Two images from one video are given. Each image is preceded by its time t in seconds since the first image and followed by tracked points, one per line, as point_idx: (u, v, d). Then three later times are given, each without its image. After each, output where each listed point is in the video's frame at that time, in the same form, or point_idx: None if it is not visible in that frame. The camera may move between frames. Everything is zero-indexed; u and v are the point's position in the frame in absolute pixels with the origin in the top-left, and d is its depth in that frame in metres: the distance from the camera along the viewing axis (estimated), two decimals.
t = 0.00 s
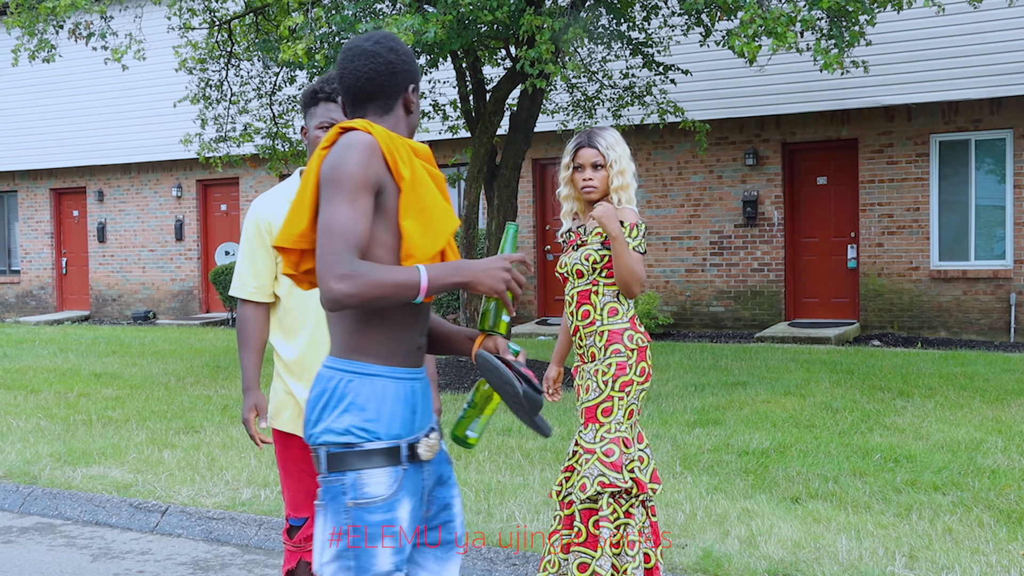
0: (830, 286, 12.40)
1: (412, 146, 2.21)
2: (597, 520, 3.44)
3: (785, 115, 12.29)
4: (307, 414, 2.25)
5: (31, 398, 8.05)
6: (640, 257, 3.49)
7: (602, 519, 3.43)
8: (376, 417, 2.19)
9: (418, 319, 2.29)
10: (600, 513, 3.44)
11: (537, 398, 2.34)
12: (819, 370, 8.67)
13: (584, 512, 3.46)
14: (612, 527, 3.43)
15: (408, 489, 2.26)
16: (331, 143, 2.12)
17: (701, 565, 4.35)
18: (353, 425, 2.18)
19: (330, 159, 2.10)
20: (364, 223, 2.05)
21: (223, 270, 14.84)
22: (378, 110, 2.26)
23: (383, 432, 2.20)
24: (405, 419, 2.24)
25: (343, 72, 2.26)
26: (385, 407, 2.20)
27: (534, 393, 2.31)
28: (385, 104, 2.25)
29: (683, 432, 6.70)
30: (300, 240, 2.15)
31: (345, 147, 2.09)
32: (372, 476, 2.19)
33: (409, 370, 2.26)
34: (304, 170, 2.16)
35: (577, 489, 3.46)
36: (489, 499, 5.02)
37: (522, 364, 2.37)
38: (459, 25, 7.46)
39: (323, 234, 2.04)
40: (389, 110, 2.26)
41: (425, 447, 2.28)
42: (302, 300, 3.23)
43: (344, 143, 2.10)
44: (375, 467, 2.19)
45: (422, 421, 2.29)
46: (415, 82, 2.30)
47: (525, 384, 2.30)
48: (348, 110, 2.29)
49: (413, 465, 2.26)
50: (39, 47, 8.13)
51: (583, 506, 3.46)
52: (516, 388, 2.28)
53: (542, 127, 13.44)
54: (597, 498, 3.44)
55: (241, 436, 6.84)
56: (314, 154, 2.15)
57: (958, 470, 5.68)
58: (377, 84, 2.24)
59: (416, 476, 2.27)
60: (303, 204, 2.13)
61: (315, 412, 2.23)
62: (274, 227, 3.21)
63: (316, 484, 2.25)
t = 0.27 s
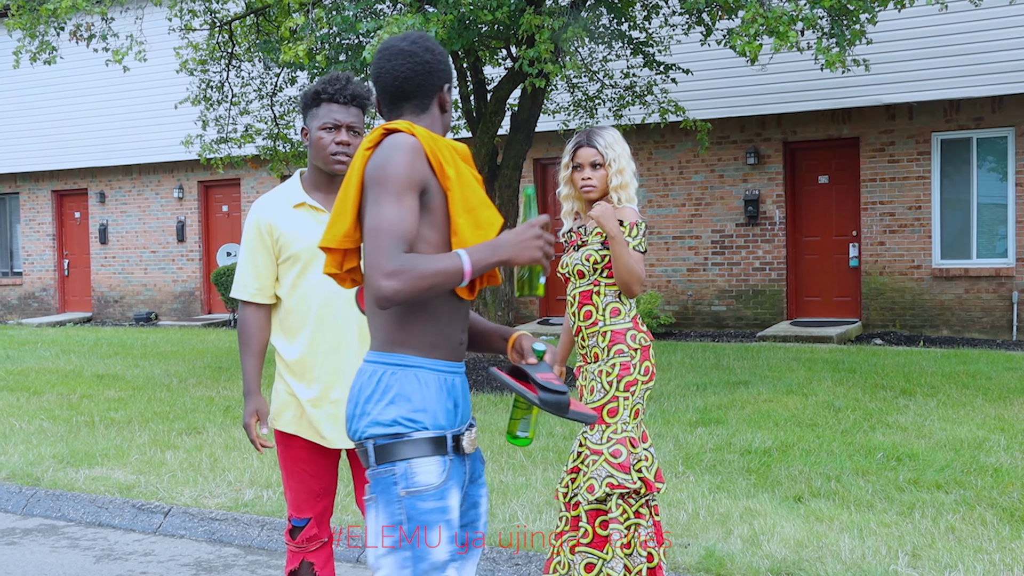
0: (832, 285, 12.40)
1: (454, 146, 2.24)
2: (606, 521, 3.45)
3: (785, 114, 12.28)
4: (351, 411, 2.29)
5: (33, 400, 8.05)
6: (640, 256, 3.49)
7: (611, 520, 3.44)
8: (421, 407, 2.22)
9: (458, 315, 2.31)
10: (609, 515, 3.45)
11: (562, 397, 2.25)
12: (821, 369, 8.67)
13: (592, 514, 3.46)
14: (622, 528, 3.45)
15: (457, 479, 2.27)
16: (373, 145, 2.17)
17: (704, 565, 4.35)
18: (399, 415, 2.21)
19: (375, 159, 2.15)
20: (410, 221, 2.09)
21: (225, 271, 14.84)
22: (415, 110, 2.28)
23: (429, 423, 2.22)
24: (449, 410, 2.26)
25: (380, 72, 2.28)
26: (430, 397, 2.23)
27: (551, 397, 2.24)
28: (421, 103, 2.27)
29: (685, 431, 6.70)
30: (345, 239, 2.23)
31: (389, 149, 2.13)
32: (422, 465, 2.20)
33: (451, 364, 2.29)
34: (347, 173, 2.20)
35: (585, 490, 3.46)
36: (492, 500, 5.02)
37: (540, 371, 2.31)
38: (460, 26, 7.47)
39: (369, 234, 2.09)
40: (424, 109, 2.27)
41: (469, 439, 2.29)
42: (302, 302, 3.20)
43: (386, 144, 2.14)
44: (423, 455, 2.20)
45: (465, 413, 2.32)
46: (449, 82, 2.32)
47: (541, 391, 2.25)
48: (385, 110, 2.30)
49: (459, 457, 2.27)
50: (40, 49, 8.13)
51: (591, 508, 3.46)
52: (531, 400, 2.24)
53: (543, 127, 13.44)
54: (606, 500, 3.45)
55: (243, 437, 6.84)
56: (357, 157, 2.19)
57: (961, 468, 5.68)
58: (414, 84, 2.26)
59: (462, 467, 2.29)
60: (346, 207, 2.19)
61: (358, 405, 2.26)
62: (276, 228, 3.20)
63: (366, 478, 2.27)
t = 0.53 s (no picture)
0: (836, 279, 12.38)
1: (499, 144, 2.24)
2: (616, 518, 3.45)
3: (788, 109, 12.27)
4: (375, 418, 2.26)
5: (39, 402, 8.07)
6: (646, 253, 3.50)
7: (622, 516, 3.44)
8: (449, 401, 2.22)
9: (481, 314, 2.30)
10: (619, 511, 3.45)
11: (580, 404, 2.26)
12: (826, 364, 8.66)
13: (601, 510, 3.47)
14: (633, 525, 3.45)
15: (490, 466, 2.29)
16: (421, 138, 2.16)
17: (709, 561, 4.35)
18: (429, 411, 2.20)
19: (423, 153, 2.14)
20: (463, 216, 2.09)
21: (229, 271, 14.86)
22: (462, 105, 2.27)
23: (458, 413, 2.23)
24: (472, 401, 2.28)
25: (426, 66, 2.26)
26: (455, 390, 2.24)
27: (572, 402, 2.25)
28: (469, 98, 2.27)
29: (690, 427, 6.70)
30: (377, 226, 2.24)
31: (438, 143, 2.13)
32: (460, 457, 2.20)
33: (471, 360, 2.28)
34: (386, 163, 2.21)
35: (593, 487, 3.45)
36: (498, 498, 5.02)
37: (559, 374, 2.32)
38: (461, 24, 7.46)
39: (422, 229, 2.08)
40: (472, 104, 2.27)
41: (489, 431, 2.31)
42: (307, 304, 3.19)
43: (436, 139, 2.14)
44: (459, 448, 2.21)
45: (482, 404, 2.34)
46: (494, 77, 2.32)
47: (558, 394, 2.26)
48: (429, 103, 2.29)
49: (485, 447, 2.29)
50: (42, 52, 8.14)
51: (600, 504, 3.46)
52: (549, 403, 2.26)
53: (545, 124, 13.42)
54: (616, 496, 3.45)
55: (248, 437, 6.85)
56: (403, 149, 2.18)
57: (967, 462, 5.67)
58: (462, 79, 2.25)
59: (491, 456, 2.31)
60: (383, 193, 2.22)
61: (383, 409, 2.24)
62: (278, 229, 3.20)
63: (401, 484, 2.24)
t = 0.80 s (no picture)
0: (839, 277, 12.37)
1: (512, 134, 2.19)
2: (619, 516, 3.44)
3: (791, 106, 12.26)
4: (416, 425, 2.20)
5: (43, 400, 8.08)
6: (650, 251, 3.49)
7: (626, 515, 3.43)
8: (494, 409, 2.16)
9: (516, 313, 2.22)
10: (623, 510, 3.44)
11: (596, 403, 2.15)
12: (830, 361, 8.65)
13: (605, 509, 3.46)
14: (637, 524, 3.44)
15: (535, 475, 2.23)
16: (434, 138, 2.11)
17: (713, 558, 4.35)
18: (473, 420, 2.14)
19: (439, 154, 2.09)
20: (493, 214, 2.03)
21: (232, 269, 14.87)
22: (470, 95, 2.22)
23: (503, 421, 2.17)
24: (515, 406, 2.21)
25: (433, 55, 2.21)
26: (500, 398, 2.17)
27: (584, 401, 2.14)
28: (478, 88, 2.21)
29: (694, 425, 6.69)
30: (398, 235, 2.18)
31: (454, 142, 2.08)
32: (506, 469, 2.15)
33: (511, 361, 2.21)
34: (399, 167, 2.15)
35: (596, 486, 3.45)
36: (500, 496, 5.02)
37: (575, 374, 2.20)
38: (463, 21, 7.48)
39: (453, 231, 2.01)
40: (481, 94, 2.22)
41: (535, 436, 2.26)
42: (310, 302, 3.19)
43: (451, 136, 2.08)
44: (505, 460, 2.15)
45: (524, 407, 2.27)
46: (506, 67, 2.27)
47: (573, 395, 2.16)
48: (439, 94, 2.24)
49: (530, 454, 2.24)
50: (45, 50, 8.14)
51: (604, 503, 3.46)
52: (562, 404, 2.15)
53: (548, 122, 13.43)
54: (619, 495, 3.44)
55: (252, 435, 6.85)
56: (417, 151, 2.12)
57: (971, 459, 5.67)
58: (470, 67, 2.19)
59: (534, 463, 2.25)
60: (400, 201, 2.16)
61: (426, 417, 2.18)
62: (281, 228, 3.18)
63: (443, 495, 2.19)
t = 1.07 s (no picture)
0: (842, 275, 12.37)
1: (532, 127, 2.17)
2: (626, 516, 3.46)
3: (794, 105, 12.26)
4: (424, 413, 2.21)
5: (46, 398, 8.09)
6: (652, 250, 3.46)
7: (631, 515, 3.45)
8: (500, 407, 2.14)
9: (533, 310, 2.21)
10: (628, 510, 3.45)
11: (607, 397, 2.13)
12: (833, 360, 8.65)
13: (611, 509, 3.46)
14: (642, 523, 3.46)
15: (541, 476, 2.21)
16: (455, 131, 2.08)
17: (716, 557, 4.34)
18: (478, 416, 2.13)
19: (458, 149, 2.06)
20: (506, 214, 2.01)
21: (235, 268, 14.88)
22: (497, 86, 2.19)
23: (510, 421, 2.15)
24: (526, 404, 2.19)
25: (461, 44, 2.19)
26: (507, 395, 2.15)
27: (590, 394, 2.13)
28: (506, 80, 2.19)
29: (697, 423, 6.69)
30: (415, 226, 2.16)
31: (474, 136, 2.05)
32: (505, 469, 2.14)
33: (527, 356, 2.20)
34: (419, 160, 2.13)
35: (602, 486, 3.42)
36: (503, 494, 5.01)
37: (585, 368, 2.20)
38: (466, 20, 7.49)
39: (464, 227, 1.99)
40: (508, 86, 2.19)
41: (548, 432, 2.23)
42: (317, 298, 3.20)
43: (470, 132, 2.06)
44: (507, 459, 2.14)
45: (540, 404, 2.25)
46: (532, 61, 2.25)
47: (581, 388, 2.13)
48: (464, 85, 2.22)
49: (540, 451, 2.22)
50: (49, 48, 8.15)
51: (609, 503, 3.45)
52: (572, 397, 2.12)
53: (551, 121, 13.43)
54: (624, 495, 3.44)
55: (255, 433, 6.86)
56: (437, 144, 2.10)
57: (974, 458, 5.67)
58: (497, 59, 2.17)
59: (543, 463, 2.23)
60: (418, 192, 2.13)
61: (433, 407, 2.19)
62: (287, 225, 3.16)
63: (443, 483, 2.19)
